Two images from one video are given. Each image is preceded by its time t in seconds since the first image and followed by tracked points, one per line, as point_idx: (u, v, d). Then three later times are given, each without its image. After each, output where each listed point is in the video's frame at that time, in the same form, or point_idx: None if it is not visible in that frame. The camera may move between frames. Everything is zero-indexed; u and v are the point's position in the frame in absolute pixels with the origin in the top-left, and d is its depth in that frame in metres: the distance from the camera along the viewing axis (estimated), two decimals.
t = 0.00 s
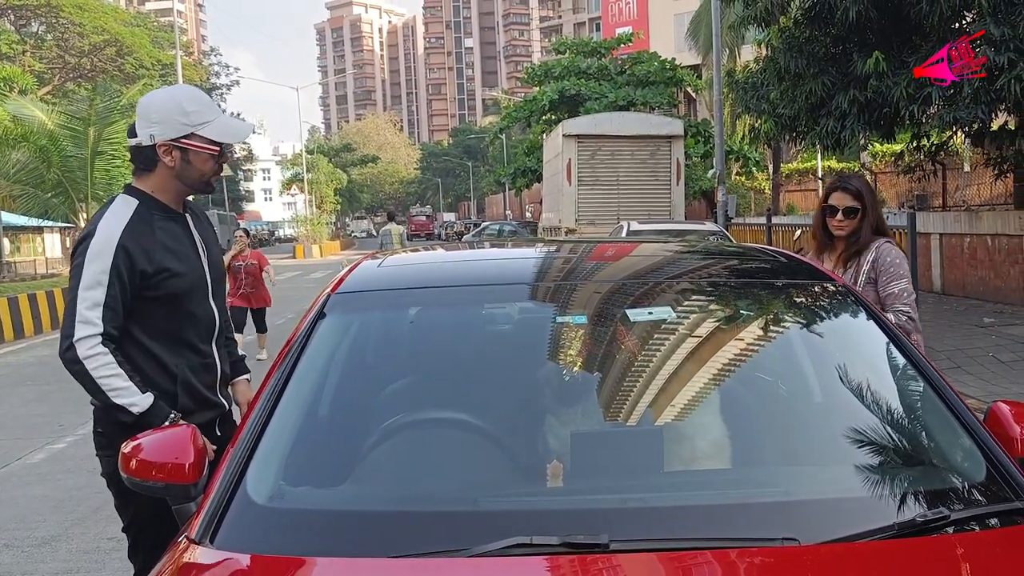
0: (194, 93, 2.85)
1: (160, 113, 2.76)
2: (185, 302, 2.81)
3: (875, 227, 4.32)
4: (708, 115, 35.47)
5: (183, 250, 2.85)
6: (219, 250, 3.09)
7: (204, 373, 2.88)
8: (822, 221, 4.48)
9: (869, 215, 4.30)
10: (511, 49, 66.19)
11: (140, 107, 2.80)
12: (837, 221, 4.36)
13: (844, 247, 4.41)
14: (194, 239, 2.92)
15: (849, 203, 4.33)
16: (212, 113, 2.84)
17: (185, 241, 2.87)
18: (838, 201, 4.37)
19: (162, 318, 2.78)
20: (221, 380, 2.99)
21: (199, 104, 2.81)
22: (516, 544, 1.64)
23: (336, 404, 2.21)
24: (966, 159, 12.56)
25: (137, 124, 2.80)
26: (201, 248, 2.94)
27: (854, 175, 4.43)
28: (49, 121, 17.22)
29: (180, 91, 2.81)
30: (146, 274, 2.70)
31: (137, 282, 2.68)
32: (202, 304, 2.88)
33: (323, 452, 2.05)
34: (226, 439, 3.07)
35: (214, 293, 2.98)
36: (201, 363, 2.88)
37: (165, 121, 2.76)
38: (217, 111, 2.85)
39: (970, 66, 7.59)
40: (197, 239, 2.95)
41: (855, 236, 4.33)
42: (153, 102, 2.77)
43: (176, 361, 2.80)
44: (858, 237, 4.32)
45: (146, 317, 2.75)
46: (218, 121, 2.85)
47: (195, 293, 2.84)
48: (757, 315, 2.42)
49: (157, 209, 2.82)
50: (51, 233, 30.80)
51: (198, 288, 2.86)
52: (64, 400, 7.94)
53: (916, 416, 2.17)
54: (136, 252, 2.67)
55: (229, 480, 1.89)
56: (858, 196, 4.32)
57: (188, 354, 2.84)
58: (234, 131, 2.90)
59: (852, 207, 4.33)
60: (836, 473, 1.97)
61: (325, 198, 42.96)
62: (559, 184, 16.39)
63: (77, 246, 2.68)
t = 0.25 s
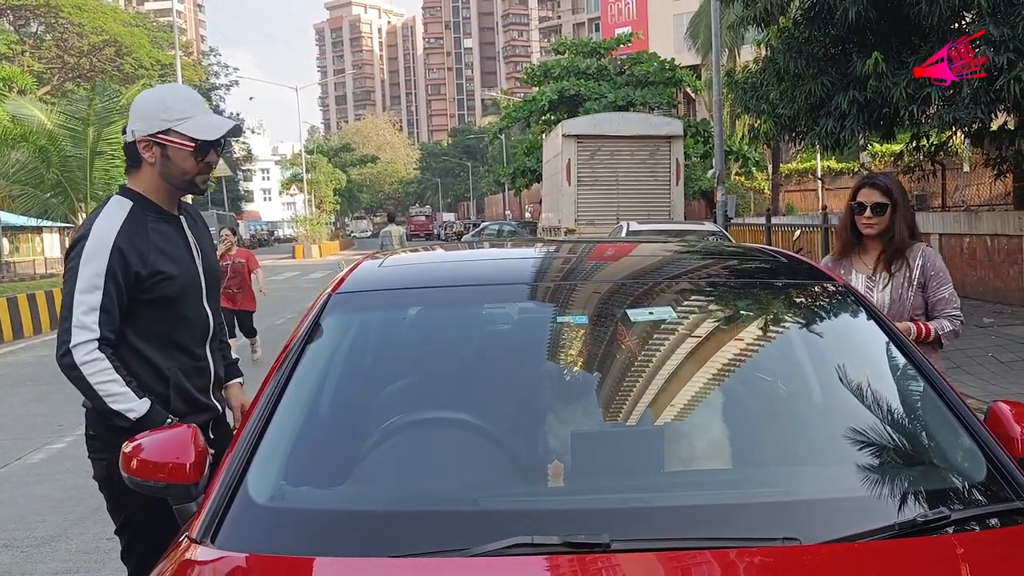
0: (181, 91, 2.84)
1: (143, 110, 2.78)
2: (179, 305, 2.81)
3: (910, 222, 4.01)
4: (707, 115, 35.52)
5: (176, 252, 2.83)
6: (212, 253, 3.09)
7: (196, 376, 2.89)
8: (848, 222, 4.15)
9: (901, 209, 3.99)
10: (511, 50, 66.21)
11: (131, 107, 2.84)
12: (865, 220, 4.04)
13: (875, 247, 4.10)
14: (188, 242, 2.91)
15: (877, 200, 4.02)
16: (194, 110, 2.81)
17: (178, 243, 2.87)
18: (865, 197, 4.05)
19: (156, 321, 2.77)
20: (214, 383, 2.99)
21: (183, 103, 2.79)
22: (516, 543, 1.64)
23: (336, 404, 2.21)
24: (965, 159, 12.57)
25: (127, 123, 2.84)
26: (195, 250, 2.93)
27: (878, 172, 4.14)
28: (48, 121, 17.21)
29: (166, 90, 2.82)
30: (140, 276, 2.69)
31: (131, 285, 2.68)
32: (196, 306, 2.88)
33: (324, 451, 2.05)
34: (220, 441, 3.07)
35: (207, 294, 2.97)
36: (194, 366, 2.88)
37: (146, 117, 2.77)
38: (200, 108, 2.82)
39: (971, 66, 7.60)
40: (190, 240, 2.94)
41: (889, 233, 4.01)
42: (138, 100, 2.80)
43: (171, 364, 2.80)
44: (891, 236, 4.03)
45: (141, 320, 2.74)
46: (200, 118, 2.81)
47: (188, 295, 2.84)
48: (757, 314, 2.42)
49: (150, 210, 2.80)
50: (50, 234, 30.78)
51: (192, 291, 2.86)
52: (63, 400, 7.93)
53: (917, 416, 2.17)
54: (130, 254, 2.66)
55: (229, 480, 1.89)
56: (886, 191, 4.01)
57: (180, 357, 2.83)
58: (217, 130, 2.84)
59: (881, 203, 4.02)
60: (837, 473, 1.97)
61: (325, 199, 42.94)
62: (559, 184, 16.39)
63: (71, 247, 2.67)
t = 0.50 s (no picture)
0: (165, 86, 2.86)
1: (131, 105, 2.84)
2: (172, 303, 2.78)
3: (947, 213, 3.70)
4: (706, 116, 35.57)
5: (170, 250, 2.81)
6: (215, 255, 3.05)
7: (191, 376, 2.84)
8: (881, 219, 3.83)
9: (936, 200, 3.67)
10: (510, 50, 66.24)
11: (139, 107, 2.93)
12: (895, 215, 3.73)
13: (912, 243, 3.78)
14: (184, 242, 2.88)
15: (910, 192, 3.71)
16: (169, 103, 2.79)
17: (173, 242, 2.84)
18: (896, 190, 3.75)
19: (149, 320, 2.75)
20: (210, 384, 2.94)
21: (156, 93, 2.81)
22: (515, 543, 1.64)
23: (334, 405, 2.21)
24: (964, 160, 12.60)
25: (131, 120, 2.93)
26: (192, 250, 2.90)
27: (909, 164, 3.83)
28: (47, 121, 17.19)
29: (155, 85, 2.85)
30: (131, 273, 2.68)
31: (122, 281, 2.66)
32: (191, 305, 2.84)
33: (322, 452, 2.05)
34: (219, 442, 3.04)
35: (205, 296, 2.94)
36: (190, 366, 2.84)
37: (129, 110, 2.82)
38: (176, 101, 2.80)
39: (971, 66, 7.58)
40: (187, 239, 2.91)
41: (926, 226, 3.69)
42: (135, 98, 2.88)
43: (164, 364, 2.77)
44: (928, 230, 3.72)
45: (133, 318, 2.73)
46: (172, 111, 2.79)
47: (182, 294, 2.81)
48: (755, 314, 2.43)
49: (144, 208, 2.80)
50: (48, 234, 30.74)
51: (186, 289, 2.83)
52: (61, 401, 7.92)
53: (915, 417, 2.18)
54: (120, 252, 2.65)
55: (228, 480, 1.89)
56: (919, 181, 3.70)
57: (174, 356, 2.80)
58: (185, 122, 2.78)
59: (912, 195, 3.70)
60: (836, 473, 1.98)
61: (323, 199, 42.94)
62: (557, 184, 16.40)
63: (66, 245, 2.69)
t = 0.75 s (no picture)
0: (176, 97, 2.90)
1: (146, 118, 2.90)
2: (167, 306, 2.76)
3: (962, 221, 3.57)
4: (704, 117, 35.63)
5: (170, 254, 2.79)
6: (223, 264, 3.02)
7: (179, 381, 2.81)
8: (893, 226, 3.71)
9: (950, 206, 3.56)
10: (508, 51, 66.29)
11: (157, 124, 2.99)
12: (907, 219, 3.60)
13: (925, 251, 3.65)
14: (188, 247, 2.86)
15: (924, 198, 3.59)
16: (176, 111, 2.82)
17: (175, 246, 2.82)
18: (910, 194, 3.63)
19: (142, 321, 2.73)
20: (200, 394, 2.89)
21: (165, 102, 2.84)
22: (512, 544, 1.64)
23: (331, 406, 2.21)
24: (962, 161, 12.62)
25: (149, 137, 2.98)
26: (194, 255, 2.87)
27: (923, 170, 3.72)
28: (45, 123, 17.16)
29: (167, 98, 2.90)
30: (127, 273, 2.67)
31: (117, 281, 2.65)
32: (188, 310, 2.82)
33: (320, 453, 2.05)
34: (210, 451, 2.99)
35: (205, 303, 2.91)
36: (179, 372, 2.81)
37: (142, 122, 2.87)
38: (183, 108, 2.83)
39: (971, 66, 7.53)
40: (191, 245, 2.88)
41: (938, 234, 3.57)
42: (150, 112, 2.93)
43: (153, 366, 2.74)
44: (942, 236, 3.59)
45: (127, 319, 2.71)
46: (178, 117, 2.81)
47: (179, 298, 2.78)
48: (752, 316, 2.43)
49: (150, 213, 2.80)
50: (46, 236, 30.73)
51: (184, 294, 2.80)
52: (58, 402, 7.91)
53: (912, 418, 2.18)
54: (116, 250, 2.64)
55: (224, 482, 1.89)
56: (933, 187, 3.59)
57: (162, 359, 2.77)
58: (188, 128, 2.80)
59: (925, 201, 3.59)
60: (832, 475, 1.98)
61: (321, 200, 42.98)
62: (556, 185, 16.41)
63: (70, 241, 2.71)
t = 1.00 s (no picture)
0: (153, 93, 2.79)
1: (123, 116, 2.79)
2: (141, 303, 2.66)
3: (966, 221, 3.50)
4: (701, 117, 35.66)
5: (145, 251, 2.69)
6: (209, 262, 2.90)
7: (154, 382, 2.70)
8: (892, 227, 3.61)
9: (954, 205, 3.48)
10: (505, 51, 66.31)
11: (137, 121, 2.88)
12: (910, 220, 3.50)
13: (926, 252, 3.57)
14: (167, 244, 2.75)
15: (926, 197, 3.51)
16: (152, 107, 2.72)
17: (153, 242, 2.72)
18: (911, 193, 3.54)
19: (117, 319, 2.65)
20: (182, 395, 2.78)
21: (140, 99, 2.74)
22: (506, 544, 1.64)
23: (327, 406, 2.21)
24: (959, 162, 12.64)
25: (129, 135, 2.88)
26: (174, 252, 2.76)
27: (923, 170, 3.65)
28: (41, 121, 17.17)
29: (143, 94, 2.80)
30: (98, 269, 2.59)
31: (88, 278, 2.57)
32: (165, 309, 2.71)
33: (315, 453, 2.05)
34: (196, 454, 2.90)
35: (187, 302, 2.79)
36: (155, 374, 2.70)
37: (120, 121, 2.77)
38: (160, 104, 2.72)
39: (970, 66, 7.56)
40: (171, 242, 2.77)
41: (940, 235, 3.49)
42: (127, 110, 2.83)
43: (126, 366, 2.65)
44: (943, 237, 3.51)
45: (101, 317, 2.63)
46: (154, 113, 2.70)
47: (154, 296, 2.68)
48: (749, 316, 2.43)
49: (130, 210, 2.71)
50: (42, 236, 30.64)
51: (160, 291, 2.70)
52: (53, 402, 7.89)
53: (908, 419, 2.18)
54: (86, 246, 2.57)
55: (219, 482, 1.89)
56: (935, 187, 3.52)
57: (138, 359, 2.67)
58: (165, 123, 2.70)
59: (928, 200, 3.50)
60: (827, 476, 1.98)
61: (318, 201, 42.95)
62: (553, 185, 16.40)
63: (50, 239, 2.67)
